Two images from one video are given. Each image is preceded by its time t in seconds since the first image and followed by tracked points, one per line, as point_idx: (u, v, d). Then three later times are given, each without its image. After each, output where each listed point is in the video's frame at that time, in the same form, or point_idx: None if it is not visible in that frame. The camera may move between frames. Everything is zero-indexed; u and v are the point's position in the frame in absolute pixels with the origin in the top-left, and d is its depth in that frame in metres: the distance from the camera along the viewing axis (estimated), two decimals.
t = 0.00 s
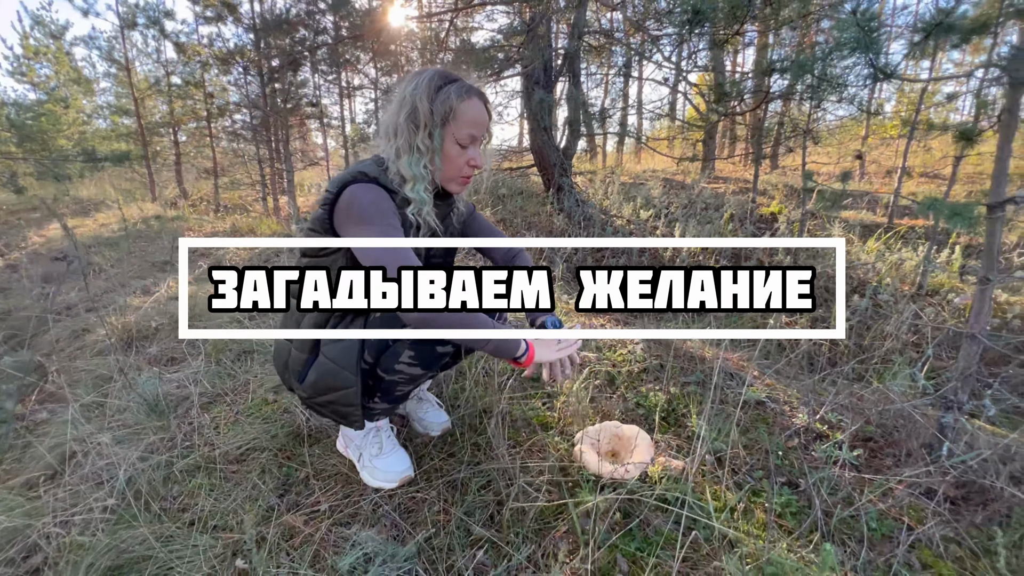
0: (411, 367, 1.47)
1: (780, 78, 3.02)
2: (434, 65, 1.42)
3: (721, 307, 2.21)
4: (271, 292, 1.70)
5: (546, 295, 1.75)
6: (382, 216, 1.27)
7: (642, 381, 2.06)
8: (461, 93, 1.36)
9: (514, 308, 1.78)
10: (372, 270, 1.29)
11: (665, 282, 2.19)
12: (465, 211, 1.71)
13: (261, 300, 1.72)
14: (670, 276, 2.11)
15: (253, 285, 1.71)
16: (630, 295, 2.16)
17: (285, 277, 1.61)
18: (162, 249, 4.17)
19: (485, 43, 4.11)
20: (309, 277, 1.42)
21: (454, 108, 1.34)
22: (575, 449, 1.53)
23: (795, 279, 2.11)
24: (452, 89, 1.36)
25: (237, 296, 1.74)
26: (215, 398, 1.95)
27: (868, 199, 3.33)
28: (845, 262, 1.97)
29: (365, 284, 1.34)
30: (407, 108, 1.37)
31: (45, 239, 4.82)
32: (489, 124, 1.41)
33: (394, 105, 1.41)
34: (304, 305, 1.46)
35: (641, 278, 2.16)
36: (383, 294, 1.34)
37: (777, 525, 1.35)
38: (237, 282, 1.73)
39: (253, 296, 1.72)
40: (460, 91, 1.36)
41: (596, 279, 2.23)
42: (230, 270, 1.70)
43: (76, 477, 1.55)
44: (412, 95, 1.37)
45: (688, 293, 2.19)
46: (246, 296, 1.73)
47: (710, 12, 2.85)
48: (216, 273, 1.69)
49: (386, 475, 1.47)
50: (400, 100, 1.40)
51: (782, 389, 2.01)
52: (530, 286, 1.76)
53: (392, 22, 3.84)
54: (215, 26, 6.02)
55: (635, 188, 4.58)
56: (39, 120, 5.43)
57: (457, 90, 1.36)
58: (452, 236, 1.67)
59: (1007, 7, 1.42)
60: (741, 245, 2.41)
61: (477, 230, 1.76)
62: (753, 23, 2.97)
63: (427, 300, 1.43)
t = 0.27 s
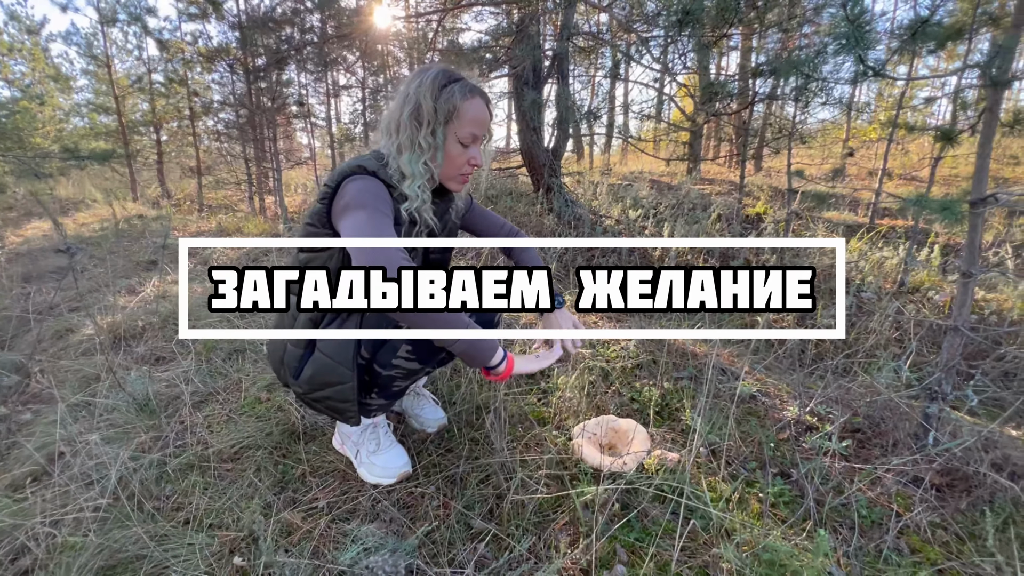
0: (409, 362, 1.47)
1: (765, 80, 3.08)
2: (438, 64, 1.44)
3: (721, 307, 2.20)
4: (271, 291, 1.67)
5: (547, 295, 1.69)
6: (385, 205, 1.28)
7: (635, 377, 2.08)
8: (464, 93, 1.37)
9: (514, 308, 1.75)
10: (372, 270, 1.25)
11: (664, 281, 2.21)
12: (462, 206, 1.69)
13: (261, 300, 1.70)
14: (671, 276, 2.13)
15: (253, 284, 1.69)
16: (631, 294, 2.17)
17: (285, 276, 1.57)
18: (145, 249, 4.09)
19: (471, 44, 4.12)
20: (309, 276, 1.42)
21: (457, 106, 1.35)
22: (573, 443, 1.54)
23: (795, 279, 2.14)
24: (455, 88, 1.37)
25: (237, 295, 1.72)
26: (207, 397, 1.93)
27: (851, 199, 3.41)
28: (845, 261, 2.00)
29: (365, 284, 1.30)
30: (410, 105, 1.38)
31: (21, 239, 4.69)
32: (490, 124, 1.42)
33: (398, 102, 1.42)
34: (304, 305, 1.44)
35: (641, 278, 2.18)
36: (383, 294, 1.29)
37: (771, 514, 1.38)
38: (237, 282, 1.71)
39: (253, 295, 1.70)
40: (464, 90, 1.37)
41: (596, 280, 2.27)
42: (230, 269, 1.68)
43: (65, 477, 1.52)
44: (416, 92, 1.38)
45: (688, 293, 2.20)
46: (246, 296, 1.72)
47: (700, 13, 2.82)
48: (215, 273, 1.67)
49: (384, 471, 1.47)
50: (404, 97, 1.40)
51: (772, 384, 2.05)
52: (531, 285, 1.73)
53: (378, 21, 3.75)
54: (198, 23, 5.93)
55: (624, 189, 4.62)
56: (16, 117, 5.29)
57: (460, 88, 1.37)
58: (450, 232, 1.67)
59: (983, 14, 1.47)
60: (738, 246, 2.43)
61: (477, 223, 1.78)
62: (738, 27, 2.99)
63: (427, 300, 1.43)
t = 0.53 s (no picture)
0: (409, 361, 1.47)
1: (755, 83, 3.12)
2: (439, 63, 1.44)
3: (721, 307, 2.19)
4: (271, 291, 1.64)
5: (546, 295, 1.79)
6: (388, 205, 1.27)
7: (633, 376, 2.09)
8: (466, 91, 1.37)
9: (514, 308, 1.78)
10: (372, 270, 1.27)
11: (665, 281, 2.16)
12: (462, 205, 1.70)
13: (261, 300, 1.67)
14: (671, 276, 2.09)
15: (253, 284, 1.66)
16: (632, 294, 2.09)
17: (285, 277, 1.55)
18: (134, 250, 4.03)
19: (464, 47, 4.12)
20: (309, 277, 1.41)
21: (459, 105, 1.35)
22: (574, 442, 1.54)
23: (795, 279, 2.15)
24: (457, 87, 1.37)
25: (238, 296, 1.70)
26: (202, 399, 1.90)
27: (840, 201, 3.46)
28: (845, 261, 1.98)
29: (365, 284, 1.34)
30: (411, 103, 1.38)
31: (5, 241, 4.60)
32: (491, 123, 1.42)
33: (399, 100, 1.42)
34: (303, 306, 1.43)
35: (641, 278, 2.11)
36: (383, 294, 1.34)
37: (771, 511, 1.39)
38: (237, 282, 1.70)
39: (253, 295, 1.67)
40: (465, 89, 1.37)
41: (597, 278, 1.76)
42: (231, 270, 1.67)
43: (57, 481, 1.49)
44: (417, 91, 1.38)
45: (688, 293, 2.19)
46: (246, 296, 1.69)
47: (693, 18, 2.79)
48: (215, 273, 1.66)
49: (386, 471, 1.47)
50: (404, 95, 1.40)
51: (767, 382, 2.07)
52: (530, 285, 1.77)
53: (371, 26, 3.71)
54: (187, 23, 5.87)
55: (617, 191, 4.65)
56: None
57: (462, 87, 1.37)
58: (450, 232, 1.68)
59: (966, 19, 1.52)
60: (734, 245, 2.43)
61: (477, 222, 1.78)
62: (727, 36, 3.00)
63: (426, 300, 1.38)
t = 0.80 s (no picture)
0: (403, 361, 1.45)
1: (749, 85, 3.14)
2: (439, 64, 1.43)
3: (721, 307, 2.18)
4: (271, 291, 1.62)
5: (547, 295, 1.68)
6: (387, 210, 1.24)
7: (632, 377, 2.09)
8: (466, 93, 1.36)
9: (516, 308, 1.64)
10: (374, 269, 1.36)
11: (665, 281, 2.16)
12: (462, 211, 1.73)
13: (261, 300, 1.65)
14: (671, 276, 2.08)
15: (253, 285, 1.64)
16: (631, 294, 2.10)
17: (285, 277, 1.53)
18: (128, 253, 4.00)
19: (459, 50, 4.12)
20: (309, 277, 1.40)
21: (458, 107, 1.34)
22: (574, 442, 1.54)
23: (795, 279, 2.16)
24: (456, 89, 1.36)
25: (238, 296, 1.68)
26: (197, 401, 1.88)
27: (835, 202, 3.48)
28: (845, 260, 1.97)
29: (365, 284, 1.37)
30: (410, 105, 1.37)
31: None
32: (491, 125, 1.41)
33: (399, 101, 1.41)
34: (303, 305, 1.41)
35: (641, 278, 2.12)
36: (383, 295, 1.42)
37: (772, 511, 1.39)
38: (237, 282, 1.68)
39: (253, 295, 1.66)
40: (465, 90, 1.36)
41: (597, 279, 1.87)
42: (231, 270, 1.66)
43: (49, 485, 1.46)
44: (416, 93, 1.37)
45: (688, 293, 2.18)
46: (246, 296, 1.67)
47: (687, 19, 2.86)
48: (216, 273, 1.65)
49: (385, 473, 1.45)
50: (403, 97, 1.39)
51: (766, 382, 2.07)
52: (531, 285, 1.67)
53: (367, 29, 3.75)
54: (181, 25, 5.85)
55: (613, 193, 4.65)
56: None
57: (462, 89, 1.36)
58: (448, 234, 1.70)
59: (957, 24, 1.55)
60: (732, 244, 2.42)
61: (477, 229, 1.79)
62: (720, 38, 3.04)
63: (426, 300, 1.40)
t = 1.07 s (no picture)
0: (398, 362, 1.42)
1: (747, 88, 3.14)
2: (439, 65, 1.41)
3: (722, 307, 2.17)
4: (271, 291, 1.61)
5: (547, 295, 1.50)
6: (389, 210, 1.23)
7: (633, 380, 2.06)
8: (466, 95, 1.34)
9: (514, 309, 1.56)
10: (373, 270, 1.36)
11: (665, 281, 2.16)
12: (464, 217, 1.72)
13: (261, 300, 1.63)
14: (671, 276, 2.09)
15: (253, 284, 1.63)
16: (631, 294, 2.12)
17: (285, 277, 1.49)
18: (124, 256, 3.97)
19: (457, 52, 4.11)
20: (308, 276, 1.38)
21: (458, 108, 1.33)
22: (574, 445, 1.51)
23: (795, 279, 2.16)
24: (456, 90, 1.34)
25: (237, 295, 1.66)
26: (194, 405, 1.86)
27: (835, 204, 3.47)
28: (845, 260, 1.97)
29: (364, 284, 1.36)
30: (409, 106, 1.35)
31: None
32: (492, 126, 1.39)
33: (398, 103, 1.39)
34: (304, 305, 1.40)
35: (641, 278, 2.13)
36: (382, 294, 1.41)
37: (776, 513, 1.37)
38: (237, 282, 1.66)
39: (253, 295, 1.63)
40: (465, 92, 1.35)
41: (598, 279, 2.03)
42: (231, 269, 1.64)
43: (42, 489, 1.44)
44: (415, 94, 1.35)
45: (688, 293, 2.17)
46: (246, 296, 1.65)
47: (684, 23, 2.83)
48: (215, 273, 1.63)
49: (384, 477, 1.43)
50: (403, 98, 1.38)
51: (767, 384, 2.06)
52: (530, 285, 1.55)
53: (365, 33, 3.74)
54: (179, 28, 5.84)
55: (611, 195, 4.65)
56: None
57: (462, 90, 1.34)
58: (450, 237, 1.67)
59: (955, 27, 1.53)
60: (731, 245, 2.42)
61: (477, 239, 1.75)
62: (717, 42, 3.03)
63: (426, 300, 1.42)
